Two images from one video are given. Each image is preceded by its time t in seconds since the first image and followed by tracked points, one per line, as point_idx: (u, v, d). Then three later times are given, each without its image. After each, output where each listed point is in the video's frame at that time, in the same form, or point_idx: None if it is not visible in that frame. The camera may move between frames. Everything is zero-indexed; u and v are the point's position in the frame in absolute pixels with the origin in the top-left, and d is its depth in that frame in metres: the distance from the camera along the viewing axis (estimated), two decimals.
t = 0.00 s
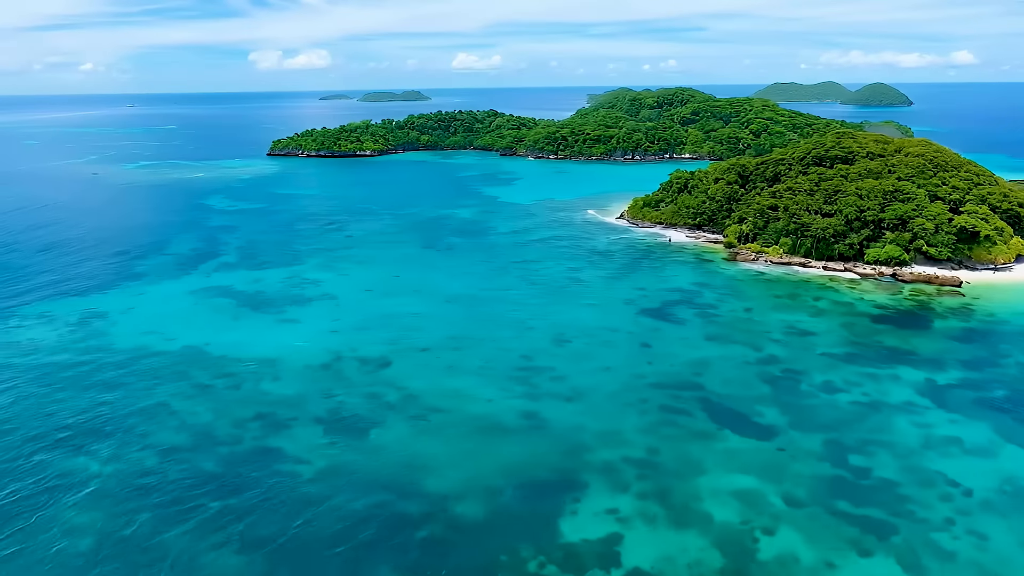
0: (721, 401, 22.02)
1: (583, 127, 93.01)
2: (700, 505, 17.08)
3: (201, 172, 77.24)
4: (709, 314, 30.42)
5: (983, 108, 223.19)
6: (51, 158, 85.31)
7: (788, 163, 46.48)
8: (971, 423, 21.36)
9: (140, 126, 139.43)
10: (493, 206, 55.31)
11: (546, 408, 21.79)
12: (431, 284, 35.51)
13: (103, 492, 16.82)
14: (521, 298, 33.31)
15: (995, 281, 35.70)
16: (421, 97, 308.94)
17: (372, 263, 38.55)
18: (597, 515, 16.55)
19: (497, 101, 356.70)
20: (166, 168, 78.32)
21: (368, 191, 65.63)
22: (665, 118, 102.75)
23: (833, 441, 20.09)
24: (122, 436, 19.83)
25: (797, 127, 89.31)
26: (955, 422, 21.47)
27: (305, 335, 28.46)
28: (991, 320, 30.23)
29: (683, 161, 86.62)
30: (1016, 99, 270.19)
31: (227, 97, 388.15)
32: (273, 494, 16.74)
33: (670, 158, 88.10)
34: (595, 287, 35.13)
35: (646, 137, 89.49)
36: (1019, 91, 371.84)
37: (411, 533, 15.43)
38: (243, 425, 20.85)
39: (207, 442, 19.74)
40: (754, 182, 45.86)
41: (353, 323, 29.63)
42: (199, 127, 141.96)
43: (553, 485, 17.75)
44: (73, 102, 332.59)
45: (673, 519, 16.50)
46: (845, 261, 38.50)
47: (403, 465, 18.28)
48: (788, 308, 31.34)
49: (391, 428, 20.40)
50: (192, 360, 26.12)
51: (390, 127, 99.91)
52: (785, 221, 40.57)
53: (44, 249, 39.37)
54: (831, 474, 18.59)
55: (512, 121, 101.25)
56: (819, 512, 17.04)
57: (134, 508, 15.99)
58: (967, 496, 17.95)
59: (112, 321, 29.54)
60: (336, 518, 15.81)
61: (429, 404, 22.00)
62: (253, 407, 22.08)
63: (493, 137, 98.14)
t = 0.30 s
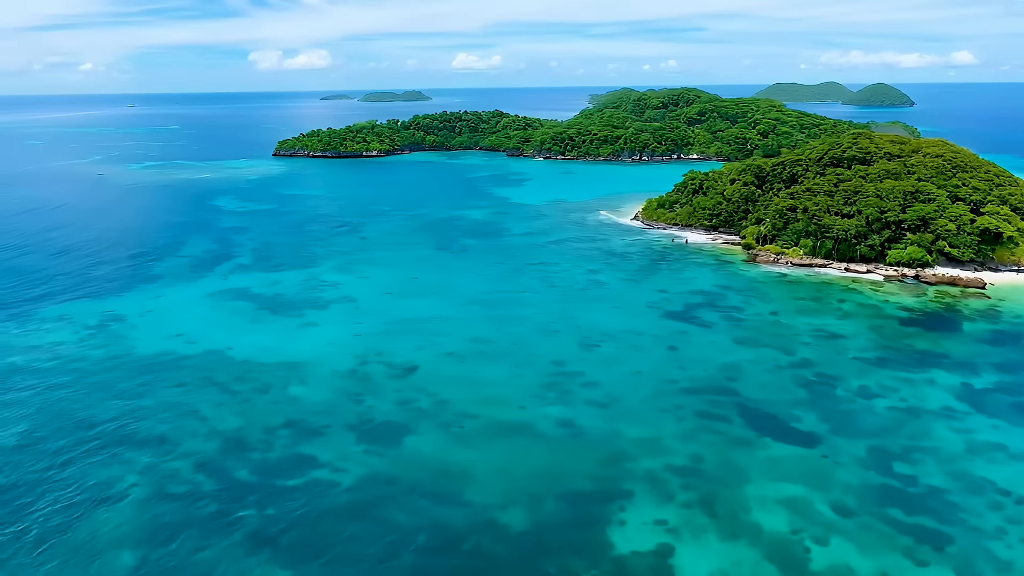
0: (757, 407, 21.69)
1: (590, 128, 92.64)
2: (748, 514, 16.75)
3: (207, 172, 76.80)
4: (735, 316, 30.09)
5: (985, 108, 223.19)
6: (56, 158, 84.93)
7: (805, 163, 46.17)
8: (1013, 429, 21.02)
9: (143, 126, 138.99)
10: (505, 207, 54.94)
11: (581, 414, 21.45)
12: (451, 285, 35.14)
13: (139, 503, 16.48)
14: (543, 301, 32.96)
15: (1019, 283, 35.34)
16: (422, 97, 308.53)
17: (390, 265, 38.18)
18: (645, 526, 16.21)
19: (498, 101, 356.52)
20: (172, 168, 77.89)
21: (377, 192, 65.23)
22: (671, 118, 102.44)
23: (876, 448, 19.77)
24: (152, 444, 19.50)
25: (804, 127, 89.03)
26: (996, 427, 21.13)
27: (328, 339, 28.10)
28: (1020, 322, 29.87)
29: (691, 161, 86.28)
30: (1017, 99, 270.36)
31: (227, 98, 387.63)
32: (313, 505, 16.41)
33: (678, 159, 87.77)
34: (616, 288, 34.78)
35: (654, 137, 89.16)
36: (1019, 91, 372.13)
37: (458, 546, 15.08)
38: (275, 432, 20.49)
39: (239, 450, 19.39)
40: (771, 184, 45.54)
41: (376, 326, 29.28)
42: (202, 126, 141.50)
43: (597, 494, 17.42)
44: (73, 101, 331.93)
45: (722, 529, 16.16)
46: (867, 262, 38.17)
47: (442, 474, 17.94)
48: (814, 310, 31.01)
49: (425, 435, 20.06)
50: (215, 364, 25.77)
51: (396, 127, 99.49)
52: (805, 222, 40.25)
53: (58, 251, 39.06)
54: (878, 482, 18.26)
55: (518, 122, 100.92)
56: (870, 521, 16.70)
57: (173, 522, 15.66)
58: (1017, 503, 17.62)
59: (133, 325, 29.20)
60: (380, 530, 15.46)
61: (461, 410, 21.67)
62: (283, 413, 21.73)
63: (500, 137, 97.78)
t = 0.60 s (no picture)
0: (791, 413, 21.36)
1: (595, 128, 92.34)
2: (793, 525, 16.39)
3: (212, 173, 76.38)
4: (758, 320, 29.75)
5: (986, 108, 223.30)
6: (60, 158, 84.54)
7: (819, 165, 45.82)
8: None
9: (145, 126, 138.57)
10: (515, 209, 54.55)
11: (613, 422, 21.09)
12: (468, 287, 34.77)
13: (170, 518, 16.14)
14: (563, 304, 32.58)
15: None
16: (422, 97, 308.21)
17: (404, 267, 37.77)
18: (689, 538, 15.84)
19: (498, 101, 355.83)
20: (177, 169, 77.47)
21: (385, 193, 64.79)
22: (676, 118, 102.21)
23: (915, 457, 19.43)
24: (179, 453, 19.17)
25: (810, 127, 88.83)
26: None
27: (348, 343, 27.73)
28: None
29: (697, 162, 85.97)
30: (1016, 100, 270.62)
31: (226, 98, 387.26)
32: (349, 519, 16.06)
33: (684, 159, 87.51)
34: (634, 291, 34.42)
35: (660, 138, 88.89)
36: (1019, 92, 372.57)
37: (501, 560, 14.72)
38: (302, 440, 20.13)
39: (267, 460, 19.02)
40: (786, 185, 45.22)
41: (396, 330, 28.89)
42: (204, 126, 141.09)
43: (638, 504, 17.06)
44: (71, 101, 331.18)
45: (769, 540, 15.80)
46: (886, 264, 37.83)
47: (478, 484, 17.58)
48: (837, 313, 30.67)
49: (457, 443, 19.69)
50: (235, 370, 25.39)
51: (400, 127, 99.11)
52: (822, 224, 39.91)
53: (69, 253, 38.72)
54: (921, 492, 17.92)
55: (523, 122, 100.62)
56: (918, 532, 16.35)
57: (208, 539, 15.32)
58: None
59: (150, 330, 28.84)
60: (420, 544, 15.11)
61: (489, 417, 21.29)
62: (309, 420, 21.37)
63: (504, 138, 97.38)
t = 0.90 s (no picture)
0: (825, 418, 20.95)
1: (600, 128, 91.91)
2: (837, 536, 15.98)
3: (216, 174, 75.88)
4: (781, 322, 29.35)
5: (988, 108, 223.18)
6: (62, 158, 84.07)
7: (833, 165, 45.41)
8: None
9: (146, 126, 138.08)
10: (524, 210, 54.12)
11: (644, 428, 20.69)
12: (486, 289, 34.33)
13: (198, 534, 15.76)
14: (581, 306, 32.16)
15: None
16: (422, 97, 307.40)
17: (418, 269, 37.32)
18: (731, 550, 15.43)
19: (497, 102, 355.64)
20: (180, 170, 76.99)
21: (392, 194, 64.31)
22: (680, 118, 101.94)
23: (954, 464, 19.04)
24: (203, 464, 18.80)
25: (816, 128, 88.58)
26: None
27: (367, 346, 27.31)
28: None
29: (703, 162, 85.55)
30: (1016, 100, 270.80)
31: (224, 98, 386.84)
32: (382, 535, 15.64)
33: (690, 160, 87.12)
34: (652, 293, 34.03)
35: (665, 138, 88.53)
36: (1018, 92, 372.98)
37: None
38: (326, 448, 19.71)
39: (292, 470, 18.61)
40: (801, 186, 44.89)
41: (415, 334, 28.47)
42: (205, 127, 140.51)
43: (676, 514, 16.63)
44: (70, 101, 330.62)
45: (813, 552, 15.40)
46: (904, 266, 37.44)
47: (511, 496, 17.16)
48: (860, 315, 30.22)
49: (485, 452, 19.29)
50: (253, 375, 24.98)
51: (404, 128, 98.64)
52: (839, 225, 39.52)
53: (79, 255, 38.35)
54: (965, 501, 17.48)
55: (526, 123, 100.34)
56: (964, 542, 15.94)
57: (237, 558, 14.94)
58: None
59: (164, 334, 28.44)
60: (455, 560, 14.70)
61: (517, 425, 20.86)
62: (332, 427, 20.96)
63: (508, 138, 96.89)
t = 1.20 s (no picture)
0: (860, 426, 20.50)
1: (605, 129, 91.50)
2: (885, 548, 15.53)
3: (219, 174, 75.29)
4: (804, 326, 28.92)
5: (986, 108, 223.00)
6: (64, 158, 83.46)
7: (847, 166, 45.14)
8: None
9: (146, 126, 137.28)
10: (534, 212, 53.64)
11: (676, 436, 20.25)
12: (503, 293, 33.94)
13: (227, 551, 15.31)
14: (598, 309, 31.76)
15: None
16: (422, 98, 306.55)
17: (432, 273, 36.91)
18: (777, 564, 14.99)
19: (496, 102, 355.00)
20: (183, 170, 76.39)
21: (398, 194, 63.81)
22: (684, 119, 101.60)
23: (996, 470, 18.54)
24: (228, 477, 18.36)
25: (821, 129, 88.35)
26: None
27: (386, 351, 26.87)
28: None
29: (709, 163, 85.20)
30: (1014, 100, 270.95)
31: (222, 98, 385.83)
32: (418, 552, 15.18)
33: (695, 160, 86.70)
34: (671, 296, 33.63)
35: (670, 139, 88.17)
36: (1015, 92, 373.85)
37: None
38: (353, 458, 19.25)
39: (319, 481, 18.14)
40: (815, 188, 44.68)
41: (434, 339, 28.05)
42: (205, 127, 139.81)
43: (717, 527, 16.19)
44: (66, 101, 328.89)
45: (861, 566, 14.96)
46: (923, 268, 37.09)
47: (546, 509, 16.71)
48: (885, 317, 29.75)
49: (516, 463, 18.83)
50: (272, 380, 24.54)
51: (407, 128, 98.11)
52: (856, 227, 39.19)
53: (87, 258, 37.90)
54: (1013, 509, 17.00)
55: (530, 124, 99.93)
56: (1016, 553, 15.46)
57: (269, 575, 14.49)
58: None
59: (178, 339, 27.99)
60: None
61: (547, 434, 20.39)
62: (357, 436, 20.50)
63: (512, 139, 96.46)
